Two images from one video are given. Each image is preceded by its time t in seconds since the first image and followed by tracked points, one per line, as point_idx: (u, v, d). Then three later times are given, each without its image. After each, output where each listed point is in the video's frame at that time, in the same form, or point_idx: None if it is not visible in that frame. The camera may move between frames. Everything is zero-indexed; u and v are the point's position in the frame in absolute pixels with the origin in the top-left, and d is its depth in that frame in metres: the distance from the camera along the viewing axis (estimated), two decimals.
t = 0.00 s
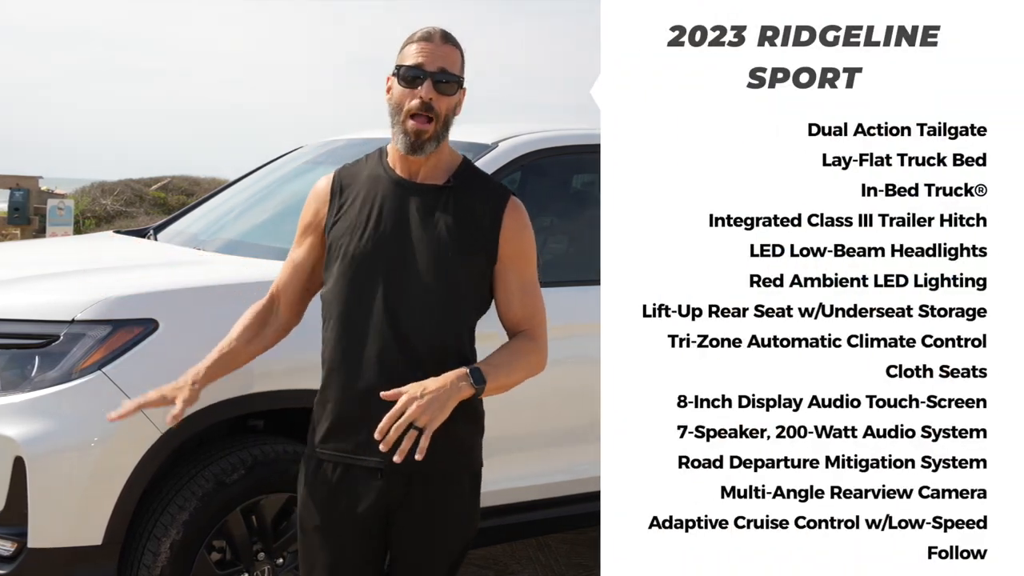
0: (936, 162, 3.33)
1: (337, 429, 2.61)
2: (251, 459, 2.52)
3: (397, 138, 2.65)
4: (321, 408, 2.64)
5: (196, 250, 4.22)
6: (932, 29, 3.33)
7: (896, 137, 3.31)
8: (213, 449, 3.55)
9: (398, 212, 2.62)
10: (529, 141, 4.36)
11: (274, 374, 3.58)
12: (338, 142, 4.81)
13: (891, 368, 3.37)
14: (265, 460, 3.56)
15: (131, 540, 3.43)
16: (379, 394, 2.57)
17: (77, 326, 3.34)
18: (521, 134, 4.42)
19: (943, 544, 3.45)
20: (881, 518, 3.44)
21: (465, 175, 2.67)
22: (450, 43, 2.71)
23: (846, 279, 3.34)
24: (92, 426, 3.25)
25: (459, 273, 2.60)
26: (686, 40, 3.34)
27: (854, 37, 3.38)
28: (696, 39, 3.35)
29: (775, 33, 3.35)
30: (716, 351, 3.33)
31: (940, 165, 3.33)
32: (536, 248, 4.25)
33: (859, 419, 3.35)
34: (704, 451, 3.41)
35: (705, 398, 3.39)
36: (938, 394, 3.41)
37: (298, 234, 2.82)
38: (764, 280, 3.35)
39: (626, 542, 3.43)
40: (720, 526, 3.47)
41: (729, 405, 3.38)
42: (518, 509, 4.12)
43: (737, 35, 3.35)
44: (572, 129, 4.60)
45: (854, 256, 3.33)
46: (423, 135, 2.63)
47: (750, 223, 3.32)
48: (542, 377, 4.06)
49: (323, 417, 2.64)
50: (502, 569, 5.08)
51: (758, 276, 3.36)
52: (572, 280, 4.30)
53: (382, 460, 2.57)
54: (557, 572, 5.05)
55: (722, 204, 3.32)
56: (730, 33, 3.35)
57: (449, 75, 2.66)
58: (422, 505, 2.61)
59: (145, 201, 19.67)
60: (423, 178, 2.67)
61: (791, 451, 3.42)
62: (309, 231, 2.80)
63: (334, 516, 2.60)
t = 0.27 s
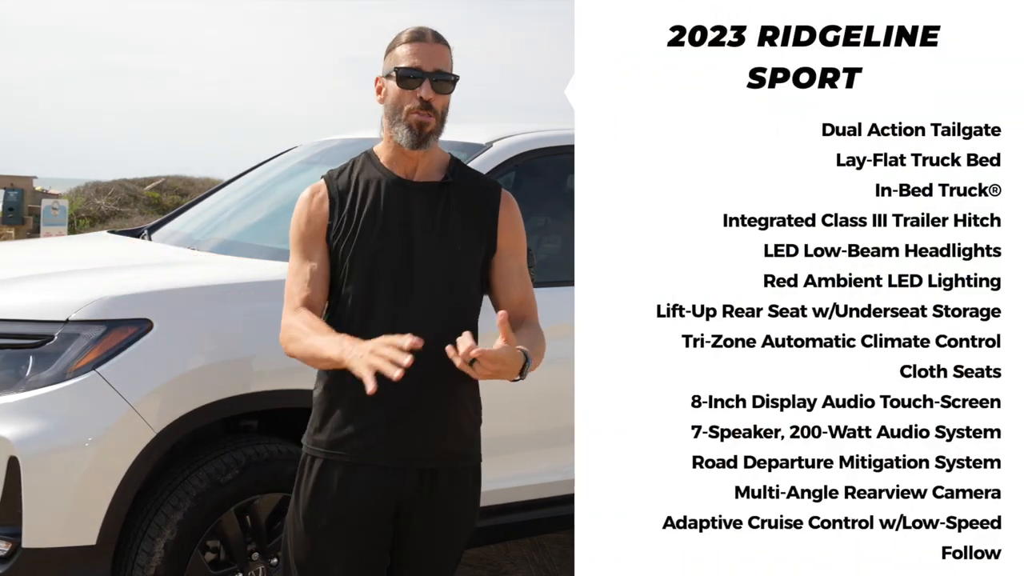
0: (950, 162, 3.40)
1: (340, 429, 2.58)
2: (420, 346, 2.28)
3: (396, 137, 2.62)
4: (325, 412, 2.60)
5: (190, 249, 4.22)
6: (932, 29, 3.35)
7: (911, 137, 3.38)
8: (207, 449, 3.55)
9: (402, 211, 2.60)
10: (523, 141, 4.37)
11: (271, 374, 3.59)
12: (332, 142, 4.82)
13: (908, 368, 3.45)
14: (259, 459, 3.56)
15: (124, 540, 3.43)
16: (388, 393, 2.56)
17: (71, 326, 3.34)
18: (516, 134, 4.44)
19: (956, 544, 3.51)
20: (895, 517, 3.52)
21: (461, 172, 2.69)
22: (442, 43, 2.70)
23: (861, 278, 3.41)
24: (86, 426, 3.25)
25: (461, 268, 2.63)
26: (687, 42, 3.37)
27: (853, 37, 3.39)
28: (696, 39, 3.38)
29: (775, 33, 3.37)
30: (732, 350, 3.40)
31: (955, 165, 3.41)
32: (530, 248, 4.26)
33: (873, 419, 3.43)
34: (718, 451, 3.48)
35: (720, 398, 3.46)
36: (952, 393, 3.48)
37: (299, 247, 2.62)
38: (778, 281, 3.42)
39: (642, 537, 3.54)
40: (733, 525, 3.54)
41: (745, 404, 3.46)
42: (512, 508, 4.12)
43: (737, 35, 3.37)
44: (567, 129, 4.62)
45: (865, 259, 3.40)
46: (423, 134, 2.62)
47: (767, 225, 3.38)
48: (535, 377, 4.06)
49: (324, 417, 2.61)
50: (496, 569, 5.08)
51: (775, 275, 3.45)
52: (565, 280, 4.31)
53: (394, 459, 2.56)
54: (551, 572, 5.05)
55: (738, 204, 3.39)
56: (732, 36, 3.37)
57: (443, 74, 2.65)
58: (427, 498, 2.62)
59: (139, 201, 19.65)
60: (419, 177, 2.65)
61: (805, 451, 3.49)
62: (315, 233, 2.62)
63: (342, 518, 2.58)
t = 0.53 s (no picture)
0: (952, 162, 3.40)
1: (347, 429, 2.57)
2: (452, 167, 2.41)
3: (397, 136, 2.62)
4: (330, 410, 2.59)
5: (190, 249, 4.22)
6: (932, 29, 3.35)
7: (912, 137, 3.38)
8: (207, 449, 3.55)
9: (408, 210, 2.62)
10: (523, 141, 4.37)
11: (272, 373, 3.59)
12: (332, 142, 4.82)
13: (909, 368, 3.45)
14: (259, 459, 3.56)
15: (125, 540, 3.43)
16: (396, 391, 2.56)
17: (71, 326, 3.34)
18: (516, 134, 4.43)
19: (958, 544, 3.50)
20: (896, 518, 3.53)
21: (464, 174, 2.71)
22: (442, 39, 2.69)
23: (863, 279, 3.42)
24: (86, 426, 3.25)
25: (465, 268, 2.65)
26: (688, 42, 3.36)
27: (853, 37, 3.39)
28: (696, 38, 3.37)
29: (775, 33, 3.37)
30: (733, 350, 3.40)
31: (956, 166, 3.41)
32: (530, 248, 4.26)
33: (875, 419, 3.43)
34: (720, 451, 3.48)
35: (721, 399, 3.46)
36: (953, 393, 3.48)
37: (311, 232, 2.59)
38: (780, 281, 3.43)
39: (644, 536, 3.52)
40: (733, 526, 3.54)
41: (745, 405, 3.46)
42: (513, 508, 4.12)
43: (737, 35, 3.37)
44: (566, 129, 4.61)
45: (867, 260, 3.40)
46: (422, 134, 2.62)
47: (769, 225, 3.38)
48: (535, 377, 4.06)
49: (330, 418, 2.60)
50: (496, 569, 5.08)
51: (776, 276, 3.45)
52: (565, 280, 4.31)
53: (400, 457, 2.56)
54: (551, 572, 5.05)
55: (738, 205, 3.39)
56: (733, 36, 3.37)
57: (444, 72, 2.64)
58: (434, 496, 2.62)
59: (140, 201, 19.65)
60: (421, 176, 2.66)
61: (807, 451, 3.49)
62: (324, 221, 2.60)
63: (346, 516, 2.58)
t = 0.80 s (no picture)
0: (952, 162, 3.40)
1: (346, 426, 2.57)
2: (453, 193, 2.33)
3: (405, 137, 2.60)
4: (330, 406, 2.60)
5: (190, 250, 4.22)
6: (931, 29, 3.35)
7: (912, 137, 3.38)
8: (207, 449, 3.55)
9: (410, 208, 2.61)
10: (523, 142, 4.36)
11: (274, 373, 3.60)
12: (331, 142, 4.82)
13: (908, 368, 3.45)
14: (259, 460, 3.56)
15: (125, 541, 3.43)
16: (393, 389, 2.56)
17: (72, 326, 3.34)
18: (516, 134, 4.43)
19: (958, 544, 3.50)
20: (896, 518, 3.53)
21: (471, 174, 2.70)
22: (457, 46, 2.68)
23: (862, 279, 3.41)
24: (87, 426, 3.25)
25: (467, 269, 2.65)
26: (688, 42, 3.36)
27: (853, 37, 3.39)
28: (696, 38, 3.38)
29: (775, 33, 3.37)
30: (733, 350, 3.40)
31: (955, 165, 3.41)
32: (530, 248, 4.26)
33: (875, 418, 3.43)
34: (720, 451, 3.49)
35: (721, 399, 3.46)
36: (953, 393, 3.48)
37: (311, 233, 2.61)
38: (780, 281, 3.43)
39: (643, 537, 3.53)
40: (733, 525, 3.54)
41: (746, 405, 3.46)
42: (513, 508, 4.12)
43: (737, 35, 3.37)
44: (566, 129, 4.61)
45: (867, 259, 3.40)
46: (432, 136, 2.60)
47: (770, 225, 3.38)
48: (535, 377, 4.06)
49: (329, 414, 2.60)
50: (497, 569, 5.08)
51: (776, 276, 3.45)
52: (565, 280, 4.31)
53: (396, 454, 2.56)
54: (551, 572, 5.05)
55: (739, 205, 3.39)
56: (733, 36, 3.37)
57: (456, 76, 2.63)
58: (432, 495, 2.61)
59: (140, 201, 19.65)
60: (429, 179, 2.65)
61: (806, 451, 3.49)
62: (326, 222, 2.61)
63: (342, 512, 2.57)
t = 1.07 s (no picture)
0: (952, 162, 3.40)
1: (334, 426, 2.56)
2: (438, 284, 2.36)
3: (406, 138, 2.59)
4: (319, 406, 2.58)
5: (190, 249, 4.22)
6: (931, 29, 3.35)
7: (912, 137, 3.38)
8: (207, 449, 3.55)
9: (402, 210, 2.60)
10: (522, 142, 4.36)
11: (274, 372, 3.60)
12: (331, 142, 4.82)
13: (908, 368, 3.45)
14: (259, 460, 3.56)
15: (125, 540, 3.43)
16: (382, 389, 2.56)
17: (71, 326, 3.34)
18: (516, 134, 4.43)
19: (958, 544, 3.50)
20: (896, 518, 3.53)
21: (463, 176, 2.70)
22: (458, 47, 2.68)
23: (862, 279, 3.41)
24: (87, 426, 3.25)
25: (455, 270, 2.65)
26: (687, 42, 3.37)
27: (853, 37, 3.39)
28: (696, 38, 3.38)
29: (775, 33, 3.37)
30: (733, 350, 3.40)
31: (955, 166, 3.41)
32: (530, 248, 4.26)
33: (875, 418, 3.43)
34: (720, 451, 3.49)
35: (721, 399, 3.46)
36: (953, 393, 3.48)
37: (301, 236, 2.59)
38: (780, 282, 3.43)
39: (644, 536, 3.52)
40: (734, 525, 3.54)
41: (746, 405, 3.46)
42: (513, 508, 4.12)
43: (737, 35, 3.37)
44: (566, 129, 4.61)
45: (865, 259, 3.40)
46: (433, 137, 2.59)
47: (770, 225, 3.38)
48: (535, 377, 4.06)
49: (317, 414, 2.58)
50: (497, 569, 5.08)
51: (776, 276, 3.45)
52: (565, 280, 4.31)
53: (385, 455, 2.55)
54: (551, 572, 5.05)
55: (739, 205, 3.39)
56: (732, 36, 3.38)
57: (458, 79, 2.63)
58: (421, 497, 2.60)
59: (140, 201, 19.65)
60: (424, 179, 2.65)
61: (806, 451, 3.49)
62: (313, 226, 2.59)
63: (331, 513, 2.55)
